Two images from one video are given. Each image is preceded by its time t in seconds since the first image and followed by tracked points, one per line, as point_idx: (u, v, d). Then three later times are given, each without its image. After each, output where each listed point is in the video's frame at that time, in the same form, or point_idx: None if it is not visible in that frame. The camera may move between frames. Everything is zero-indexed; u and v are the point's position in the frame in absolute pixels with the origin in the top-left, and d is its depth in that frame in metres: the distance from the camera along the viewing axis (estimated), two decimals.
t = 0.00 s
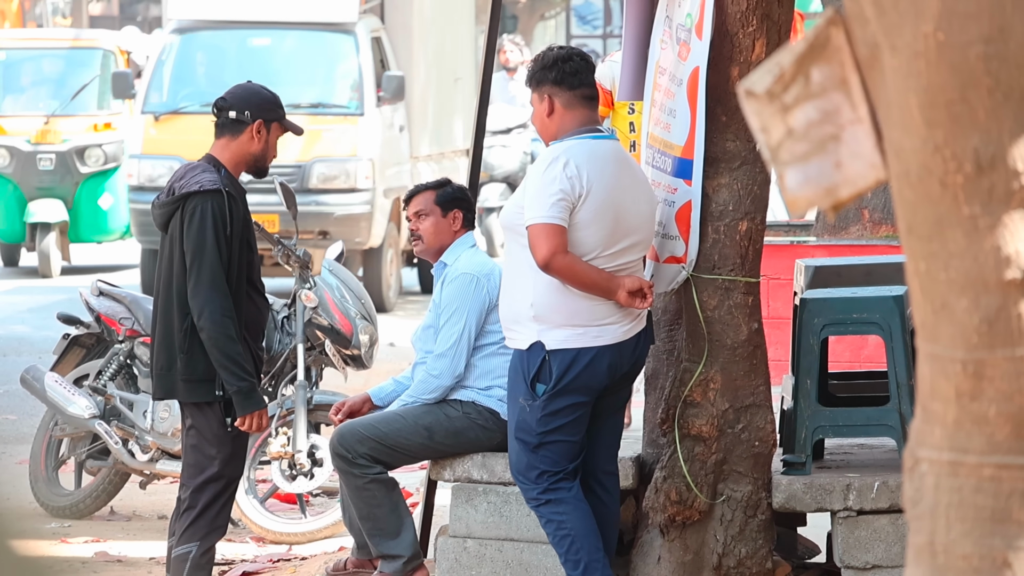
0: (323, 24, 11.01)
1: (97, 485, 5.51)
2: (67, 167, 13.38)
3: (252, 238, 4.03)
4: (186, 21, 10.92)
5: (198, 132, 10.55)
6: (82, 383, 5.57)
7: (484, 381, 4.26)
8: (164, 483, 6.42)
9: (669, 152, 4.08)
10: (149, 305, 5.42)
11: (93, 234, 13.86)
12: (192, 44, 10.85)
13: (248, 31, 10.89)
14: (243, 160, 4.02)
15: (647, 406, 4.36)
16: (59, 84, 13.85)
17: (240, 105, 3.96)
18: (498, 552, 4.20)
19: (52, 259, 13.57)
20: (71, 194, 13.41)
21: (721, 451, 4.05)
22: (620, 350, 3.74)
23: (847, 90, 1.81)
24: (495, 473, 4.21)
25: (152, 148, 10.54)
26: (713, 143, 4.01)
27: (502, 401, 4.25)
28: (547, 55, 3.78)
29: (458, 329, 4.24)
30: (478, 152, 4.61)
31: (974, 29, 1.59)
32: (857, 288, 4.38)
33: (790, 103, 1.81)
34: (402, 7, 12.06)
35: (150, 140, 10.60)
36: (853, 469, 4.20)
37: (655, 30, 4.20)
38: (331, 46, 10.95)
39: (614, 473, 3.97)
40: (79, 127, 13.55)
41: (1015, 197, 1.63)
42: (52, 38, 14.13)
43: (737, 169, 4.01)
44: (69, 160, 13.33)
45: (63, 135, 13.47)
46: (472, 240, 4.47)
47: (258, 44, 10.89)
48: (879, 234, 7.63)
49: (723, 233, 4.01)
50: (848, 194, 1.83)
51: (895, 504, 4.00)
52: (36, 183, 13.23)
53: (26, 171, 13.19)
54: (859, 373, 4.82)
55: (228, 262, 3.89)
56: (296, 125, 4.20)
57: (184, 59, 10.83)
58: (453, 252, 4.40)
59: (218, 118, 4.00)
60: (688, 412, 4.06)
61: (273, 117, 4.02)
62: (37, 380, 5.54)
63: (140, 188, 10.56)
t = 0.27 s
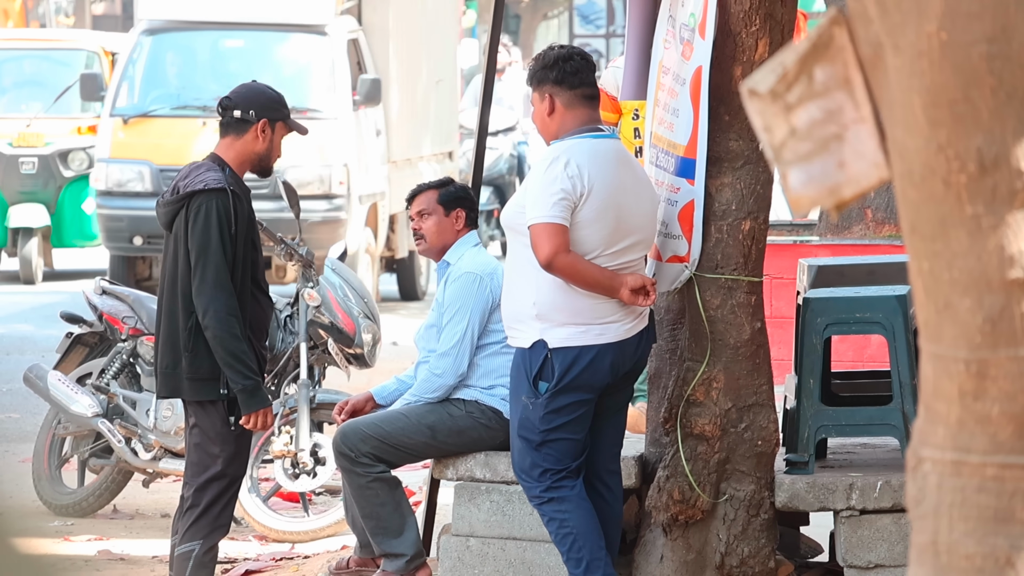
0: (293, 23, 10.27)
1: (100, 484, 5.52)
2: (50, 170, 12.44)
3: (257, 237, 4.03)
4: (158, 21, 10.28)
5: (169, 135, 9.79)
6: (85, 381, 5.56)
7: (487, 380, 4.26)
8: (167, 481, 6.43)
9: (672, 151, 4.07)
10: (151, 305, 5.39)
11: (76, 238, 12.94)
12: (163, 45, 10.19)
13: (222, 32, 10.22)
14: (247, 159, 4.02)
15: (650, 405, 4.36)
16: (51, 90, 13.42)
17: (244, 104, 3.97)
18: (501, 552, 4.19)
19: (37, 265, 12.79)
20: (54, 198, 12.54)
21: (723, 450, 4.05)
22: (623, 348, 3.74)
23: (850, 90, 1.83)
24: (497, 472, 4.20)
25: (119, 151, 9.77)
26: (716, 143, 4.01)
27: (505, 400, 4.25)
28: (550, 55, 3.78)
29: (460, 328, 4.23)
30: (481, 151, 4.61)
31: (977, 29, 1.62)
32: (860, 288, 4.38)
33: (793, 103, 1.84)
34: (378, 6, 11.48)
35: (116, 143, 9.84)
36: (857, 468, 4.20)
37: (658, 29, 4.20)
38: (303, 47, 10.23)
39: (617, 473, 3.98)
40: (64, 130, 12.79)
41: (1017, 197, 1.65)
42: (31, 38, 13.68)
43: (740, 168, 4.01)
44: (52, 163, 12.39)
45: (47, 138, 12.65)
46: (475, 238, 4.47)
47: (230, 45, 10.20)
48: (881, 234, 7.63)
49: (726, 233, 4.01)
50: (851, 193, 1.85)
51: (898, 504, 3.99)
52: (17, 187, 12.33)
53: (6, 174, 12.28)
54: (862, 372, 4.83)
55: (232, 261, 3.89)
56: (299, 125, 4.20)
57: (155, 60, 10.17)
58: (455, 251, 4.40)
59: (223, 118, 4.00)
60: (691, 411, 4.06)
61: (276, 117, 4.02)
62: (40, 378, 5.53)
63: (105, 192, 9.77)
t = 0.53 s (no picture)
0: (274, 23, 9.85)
1: (105, 483, 5.50)
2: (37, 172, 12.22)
3: (265, 236, 4.00)
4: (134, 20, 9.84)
5: (146, 138, 9.46)
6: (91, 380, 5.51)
7: (495, 380, 4.24)
8: (172, 481, 6.42)
9: (682, 150, 4.04)
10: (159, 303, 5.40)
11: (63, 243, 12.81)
12: (139, 44, 9.77)
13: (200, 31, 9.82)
14: (256, 157, 3.99)
15: (659, 405, 4.32)
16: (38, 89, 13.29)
17: (253, 101, 3.94)
18: (507, 552, 4.17)
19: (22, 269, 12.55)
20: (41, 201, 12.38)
21: (732, 450, 4.02)
22: (630, 348, 3.71)
23: (862, 89, 1.82)
24: (504, 473, 4.18)
25: (95, 154, 9.44)
26: (726, 141, 3.98)
27: (512, 400, 4.23)
28: (560, 52, 3.75)
29: (468, 327, 4.21)
30: (490, 149, 4.58)
31: (989, 27, 1.59)
32: (870, 287, 4.35)
33: (804, 101, 1.83)
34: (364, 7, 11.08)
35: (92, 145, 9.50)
36: (867, 469, 4.18)
37: (668, 27, 4.16)
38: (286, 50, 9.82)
39: (624, 472, 3.95)
40: (49, 131, 12.79)
41: None
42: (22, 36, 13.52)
43: (750, 168, 3.98)
44: (40, 166, 12.16)
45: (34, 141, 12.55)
46: (483, 237, 4.44)
47: (210, 46, 9.81)
48: (892, 233, 7.60)
49: (736, 232, 3.98)
50: (862, 192, 1.85)
51: (908, 505, 3.96)
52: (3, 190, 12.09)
53: None
54: (872, 372, 4.79)
55: (240, 261, 3.87)
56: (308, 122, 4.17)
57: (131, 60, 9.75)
58: (463, 250, 4.37)
59: (232, 115, 3.98)
60: (700, 411, 4.03)
61: (287, 114, 3.99)
62: (45, 376, 5.51)
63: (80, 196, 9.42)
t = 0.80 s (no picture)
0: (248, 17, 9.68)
1: (96, 488, 5.43)
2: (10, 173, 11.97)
3: (260, 236, 3.92)
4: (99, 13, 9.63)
5: (110, 137, 9.24)
6: (81, 383, 5.48)
7: (495, 382, 4.16)
8: (166, 487, 6.34)
9: (685, 147, 3.96)
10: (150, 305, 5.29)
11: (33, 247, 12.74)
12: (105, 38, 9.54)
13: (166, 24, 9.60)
14: (251, 155, 3.91)
15: (663, 409, 4.24)
16: (10, 86, 13.29)
17: (248, 98, 3.86)
18: (507, 559, 4.09)
19: None
20: (11, 203, 12.12)
21: (737, 455, 3.94)
22: (633, 350, 3.62)
23: (870, 85, 1.70)
24: (504, 478, 4.10)
25: (53, 152, 9.18)
26: (730, 138, 3.90)
27: (512, 403, 4.16)
28: (564, 46, 3.67)
29: (467, 329, 4.13)
30: (489, 147, 4.50)
31: (1000, 22, 1.49)
32: (877, 288, 4.26)
33: (810, 99, 1.73)
34: (339, 1, 10.65)
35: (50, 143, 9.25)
36: (874, 474, 4.08)
37: (671, 22, 4.08)
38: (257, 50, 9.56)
39: (626, 477, 3.86)
40: (18, 131, 12.67)
41: None
42: None
43: (755, 165, 3.90)
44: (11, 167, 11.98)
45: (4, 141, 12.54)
46: (483, 237, 4.35)
47: (179, 39, 9.59)
48: (901, 233, 7.51)
49: (740, 231, 3.89)
50: (870, 192, 1.74)
51: (917, 511, 3.88)
52: None
53: None
54: (880, 376, 4.69)
55: (234, 261, 3.79)
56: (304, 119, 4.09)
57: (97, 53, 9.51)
58: (462, 250, 4.29)
59: (226, 112, 3.90)
60: (703, 415, 3.94)
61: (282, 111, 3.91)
62: (35, 379, 5.47)
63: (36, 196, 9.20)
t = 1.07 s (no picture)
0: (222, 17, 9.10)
1: (97, 501, 5.34)
2: None
3: (264, 242, 3.84)
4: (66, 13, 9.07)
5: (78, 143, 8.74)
6: (82, 393, 5.38)
7: (505, 391, 4.07)
8: (169, 498, 6.25)
9: (699, 149, 3.87)
10: (152, 312, 5.25)
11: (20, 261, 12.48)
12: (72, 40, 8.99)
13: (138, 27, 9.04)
14: (255, 158, 3.84)
15: (676, 418, 4.14)
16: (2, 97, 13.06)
17: (253, 101, 3.79)
18: (519, 572, 4.04)
19: None
20: None
21: (753, 464, 3.84)
22: (648, 357, 3.53)
23: (887, 85, 1.66)
24: (515, 488, 4.02)
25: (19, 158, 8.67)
26: (745, 140, 3.81)
27: (523, 411, 4.06)
28: (577, 45, 3.58)
29: (477, 336, 4.04)
30: (497, 151, 4.41)
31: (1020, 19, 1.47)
32: (896, 292, 4.17)
33: (826, 98, 1.66)
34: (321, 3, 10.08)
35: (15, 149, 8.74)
36: (894, 483, 3.98)
37: (684, 21, 4.00)
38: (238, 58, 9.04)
39: (640, 487, 3.77)
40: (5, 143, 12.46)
41: None
42: None
43: (770, 167, 3.80)
44: None
45: None
46: (491, 242, 4.28)
47: (149, 43, 9.02)
48: (920, 235, 7.39)
49: (755, 235, 3.80)
50: (888, 193, 1.66)
51: (938, 520, 3.78)
52: None
53: None
54: (899, 382, 4.60)
55: (237, 267, 3.71)
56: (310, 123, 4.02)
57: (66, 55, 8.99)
58: (472, 256, 4.21)
59: (230, 115, 3.83)
60: (719, 423, 3.83)
61: (288, 113, 3.84)
62: (35, 390, 5.36)
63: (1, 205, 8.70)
